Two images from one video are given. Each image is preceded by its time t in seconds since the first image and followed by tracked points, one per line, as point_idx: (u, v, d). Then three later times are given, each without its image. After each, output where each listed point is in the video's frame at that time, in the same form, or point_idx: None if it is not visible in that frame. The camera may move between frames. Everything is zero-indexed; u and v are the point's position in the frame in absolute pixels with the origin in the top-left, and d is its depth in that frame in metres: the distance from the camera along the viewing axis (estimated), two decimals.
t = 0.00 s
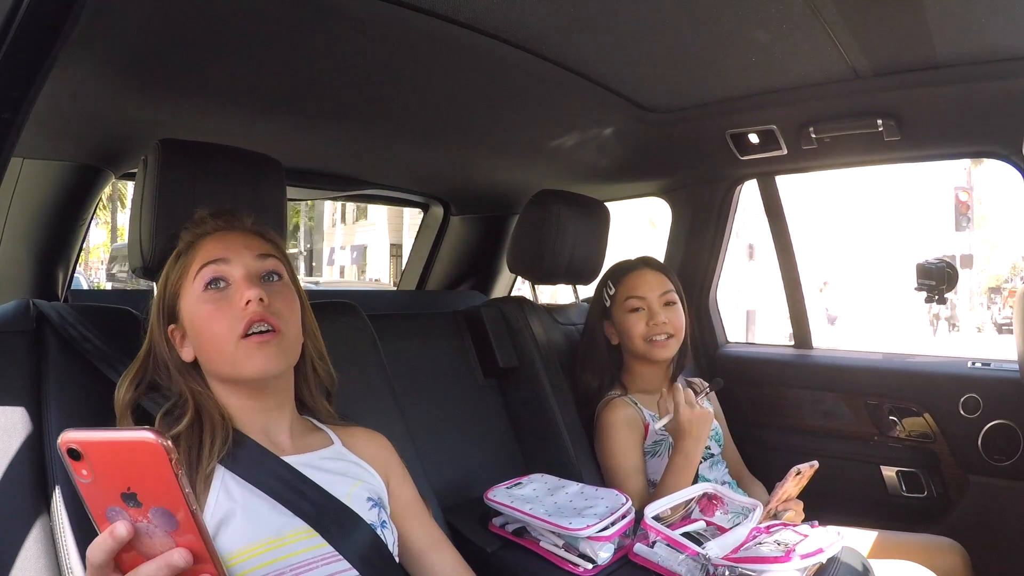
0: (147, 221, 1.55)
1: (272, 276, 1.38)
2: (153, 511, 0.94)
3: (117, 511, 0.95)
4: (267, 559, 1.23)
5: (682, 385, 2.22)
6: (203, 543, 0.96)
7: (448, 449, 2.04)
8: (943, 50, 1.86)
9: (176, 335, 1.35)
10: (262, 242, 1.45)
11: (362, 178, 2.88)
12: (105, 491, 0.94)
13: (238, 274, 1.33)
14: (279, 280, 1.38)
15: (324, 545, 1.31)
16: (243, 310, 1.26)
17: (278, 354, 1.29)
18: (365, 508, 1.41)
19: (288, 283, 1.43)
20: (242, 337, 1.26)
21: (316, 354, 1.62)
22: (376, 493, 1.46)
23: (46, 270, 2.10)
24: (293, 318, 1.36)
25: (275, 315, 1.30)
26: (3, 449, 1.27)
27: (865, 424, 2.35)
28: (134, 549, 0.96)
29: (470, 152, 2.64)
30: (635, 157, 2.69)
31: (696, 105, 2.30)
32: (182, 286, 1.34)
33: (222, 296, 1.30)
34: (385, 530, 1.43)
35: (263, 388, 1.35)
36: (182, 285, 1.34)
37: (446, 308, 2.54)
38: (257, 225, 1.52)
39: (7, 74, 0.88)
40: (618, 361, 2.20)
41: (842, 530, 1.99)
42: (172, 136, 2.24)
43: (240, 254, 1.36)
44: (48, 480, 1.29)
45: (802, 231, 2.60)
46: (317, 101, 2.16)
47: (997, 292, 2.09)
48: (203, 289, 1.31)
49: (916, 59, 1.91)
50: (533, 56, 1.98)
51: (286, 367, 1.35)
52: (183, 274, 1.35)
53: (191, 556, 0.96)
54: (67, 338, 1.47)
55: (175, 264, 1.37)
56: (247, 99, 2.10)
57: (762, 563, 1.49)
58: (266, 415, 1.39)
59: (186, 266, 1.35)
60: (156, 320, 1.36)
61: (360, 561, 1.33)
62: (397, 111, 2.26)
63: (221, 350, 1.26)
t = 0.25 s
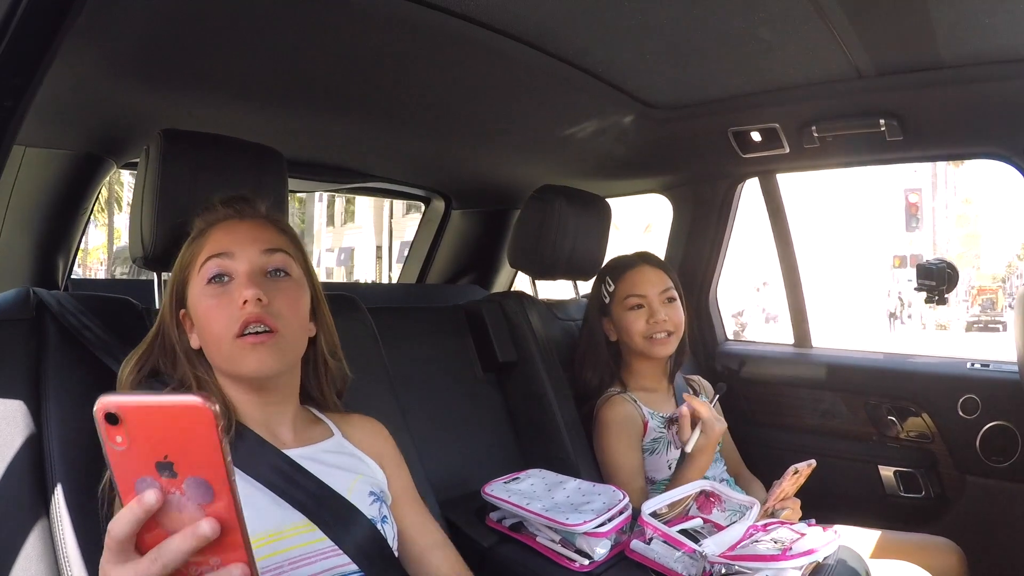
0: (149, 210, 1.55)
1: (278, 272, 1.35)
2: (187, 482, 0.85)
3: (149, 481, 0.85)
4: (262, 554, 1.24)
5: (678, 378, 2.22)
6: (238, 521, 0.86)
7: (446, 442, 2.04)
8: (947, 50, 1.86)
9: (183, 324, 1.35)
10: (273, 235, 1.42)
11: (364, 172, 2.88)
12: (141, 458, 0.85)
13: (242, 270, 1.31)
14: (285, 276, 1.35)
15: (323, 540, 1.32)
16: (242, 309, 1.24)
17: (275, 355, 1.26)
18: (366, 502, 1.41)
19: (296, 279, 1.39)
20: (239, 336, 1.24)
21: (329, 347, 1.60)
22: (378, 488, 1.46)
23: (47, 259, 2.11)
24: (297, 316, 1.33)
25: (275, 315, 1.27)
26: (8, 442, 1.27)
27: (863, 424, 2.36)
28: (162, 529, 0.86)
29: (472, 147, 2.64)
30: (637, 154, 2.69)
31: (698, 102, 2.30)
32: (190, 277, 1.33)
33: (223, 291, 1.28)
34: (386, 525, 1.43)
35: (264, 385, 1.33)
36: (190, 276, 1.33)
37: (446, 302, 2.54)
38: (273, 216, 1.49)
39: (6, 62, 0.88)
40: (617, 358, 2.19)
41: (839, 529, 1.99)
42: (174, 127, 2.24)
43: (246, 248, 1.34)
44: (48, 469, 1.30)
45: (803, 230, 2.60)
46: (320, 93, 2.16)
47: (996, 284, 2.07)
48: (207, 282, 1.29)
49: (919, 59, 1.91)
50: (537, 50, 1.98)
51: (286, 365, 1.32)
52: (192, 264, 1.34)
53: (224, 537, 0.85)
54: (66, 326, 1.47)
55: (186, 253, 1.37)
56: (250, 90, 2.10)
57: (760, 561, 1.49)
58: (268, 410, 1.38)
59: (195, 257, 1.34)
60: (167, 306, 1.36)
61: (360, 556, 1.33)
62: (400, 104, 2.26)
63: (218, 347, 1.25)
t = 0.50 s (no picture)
0: (147, 211, 1.55)
1: (297, 287, 1.22)
2: (198, 382, 0.71)
3: (157, 378, 0.72)
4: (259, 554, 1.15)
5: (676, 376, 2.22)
6: (250, 427, 0.70)
7: (445, 442, 2.04)
8: (944, 51, 1.86)
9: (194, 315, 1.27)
10: (298, 246, 1.29)
11: (363, 172, 2.88)
12: (153, 354, 0.73)
13: (257, 279, 1.18)
14: (304, 292, 1.22)
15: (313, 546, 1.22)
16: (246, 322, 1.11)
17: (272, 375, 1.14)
18: (359, 507, 1.33)
19: (316, 295, 1.26)
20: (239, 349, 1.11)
21: (346, 362, 1.49)
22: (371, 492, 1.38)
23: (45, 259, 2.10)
24: (308, 335, 1.20)
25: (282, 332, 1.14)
26: (8, 444, 1.28)
27: (862, 424, 2.36)
28: (162, 435, 0.70)
29: (470, 147, 2.64)
30: (636, 154, 2.69)
31: (697, 103, 2.30)
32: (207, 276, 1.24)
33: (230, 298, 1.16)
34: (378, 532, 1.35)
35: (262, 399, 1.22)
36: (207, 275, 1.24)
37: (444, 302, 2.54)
38: (304, 225, 1.38)
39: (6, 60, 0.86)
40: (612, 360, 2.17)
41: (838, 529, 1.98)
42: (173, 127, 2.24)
43: (263, 257, 1.21)
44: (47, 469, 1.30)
45: (802, 230, 2.60)
46: (318, 94, 2.16)
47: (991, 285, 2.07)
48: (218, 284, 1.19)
49: (917, 59, 1.92)
50: (535, 51, 1.98)
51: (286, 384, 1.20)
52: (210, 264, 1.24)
53: (232, 445, 0.70)
54: (64, 326, 1.47)
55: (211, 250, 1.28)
56: (249, 90, 2.10)
57: (758, 562, 1.50)
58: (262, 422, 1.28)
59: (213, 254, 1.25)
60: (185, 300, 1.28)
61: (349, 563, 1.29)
62: (399, 104, 2.26)
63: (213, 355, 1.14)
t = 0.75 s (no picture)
0: (142, 215, 1.55)
1: (298, 293, 1.21)
2: (186, 324, 0.73)
3: (150, 323, 0.74)
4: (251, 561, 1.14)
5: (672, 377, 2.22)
6: (227, 365, 0.70)
7: (443, 444, 2.04)
8: (939, 48, 1.86)
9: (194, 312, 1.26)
10: (302, 253, 1.28)
11: (359, 174, 2.88)
12: (148, 302, 0.75)
13: (257, 287, 1.17)
14: (304, 300, 1.21)
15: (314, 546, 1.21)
16: (244, 328, 1.10)
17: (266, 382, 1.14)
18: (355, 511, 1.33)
19: (317, 303, 1.25)
20: (235, 355, 1.11)
21: (346, 371, 1.47)
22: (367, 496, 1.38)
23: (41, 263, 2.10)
24: (306, 343, 1.20)
25: (278, 340, 1.14)
26: (7, 449, 1.28)
27: (859, 422, 2.35)
28: (149, 374, 0.71)
29: (465, 148, 2.64)
30: (632, 154, 2.69)
31: (692, 102, 2.30)
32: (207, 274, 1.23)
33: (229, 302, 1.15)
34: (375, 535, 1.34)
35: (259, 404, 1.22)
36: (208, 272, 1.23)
37: (439, 304, 2.53)
38: (309, 228, 1.36)
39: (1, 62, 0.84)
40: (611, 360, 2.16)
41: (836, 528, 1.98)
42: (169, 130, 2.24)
43: (265, 263, 1.20)
44: (44, 474, 1.30)
45: (797, 229, 2.60)
46: (313, 96, 2.16)
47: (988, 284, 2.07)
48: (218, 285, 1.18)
49: (911, 57, 1.92)
50: (530, 52, 1.98)
51: (281, 391, 1.20)
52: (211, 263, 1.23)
53: (210, 382, 0.69)
54: (61, 331, 1.47)
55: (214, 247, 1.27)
56: (243, 93, 2.10)
57: (757, 561, 1.50)
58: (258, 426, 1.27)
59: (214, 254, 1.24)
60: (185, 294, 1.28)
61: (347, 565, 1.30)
62: (394, 106, 2.26)
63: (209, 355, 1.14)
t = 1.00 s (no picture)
0: (139, 220, 1.54)
1: (285, 299, 1.20)
2: (165, 319, 0.73)
3: (132, 318, 0.75)
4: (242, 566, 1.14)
5: (671, 380, 2.24)
6: (202, 363, 0.70)
7: (442, 446, 2.04)
8: (937, 49, 1.86)
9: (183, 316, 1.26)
10: (290, 258, 1.27)
11: (357, 177, 2.88)
12: (129, 298, 0.75)
13: (244, 289, 1.17)
14: (291, 305, 1.20)
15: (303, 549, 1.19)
16: (229, 335, 1.10)
17: (252, 385, 1.14)
18: (348, 514, 1.33)
19: (305, 308, 1.24)
20: (219, 361, 1.11)
21: (337, 375, 1.47)
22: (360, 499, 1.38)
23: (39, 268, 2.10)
24: (293, 349, 1.19)
25: (264, 345, 1.13)
26: (5, 456, 1.28)
27: (858, 423, 2.35)
28: (130, 369, 0.72)
29: (463, 151, 2.64)
30: (630, 156, 2.69)
31: (690, 104, 2.30)
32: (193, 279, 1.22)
33: (216, 306, 1.14)
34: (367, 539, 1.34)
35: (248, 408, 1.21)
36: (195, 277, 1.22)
37: (439, 307, 2.54)
38: (297, 232, 1.36)
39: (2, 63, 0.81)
40: (609, 366, 2.17)
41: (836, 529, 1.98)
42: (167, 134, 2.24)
43: (252, 268, 1.19)
44: (43, 480, 1.30)
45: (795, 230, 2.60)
46: (311, 99, 2.16)
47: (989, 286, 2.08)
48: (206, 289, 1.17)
49: (910, 58, 1.92)
50: (528, 54, 1.98)
51: (268, 397, 1.19)
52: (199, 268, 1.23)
53: (187, 376, 0.70)
54: (59, 336, 1.47)
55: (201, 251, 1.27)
56: (241, 96, 2.10)
57: (757, 562, 1.50)
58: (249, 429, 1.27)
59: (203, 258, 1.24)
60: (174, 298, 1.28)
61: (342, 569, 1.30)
62: (392, 109, 2.26)
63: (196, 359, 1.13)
